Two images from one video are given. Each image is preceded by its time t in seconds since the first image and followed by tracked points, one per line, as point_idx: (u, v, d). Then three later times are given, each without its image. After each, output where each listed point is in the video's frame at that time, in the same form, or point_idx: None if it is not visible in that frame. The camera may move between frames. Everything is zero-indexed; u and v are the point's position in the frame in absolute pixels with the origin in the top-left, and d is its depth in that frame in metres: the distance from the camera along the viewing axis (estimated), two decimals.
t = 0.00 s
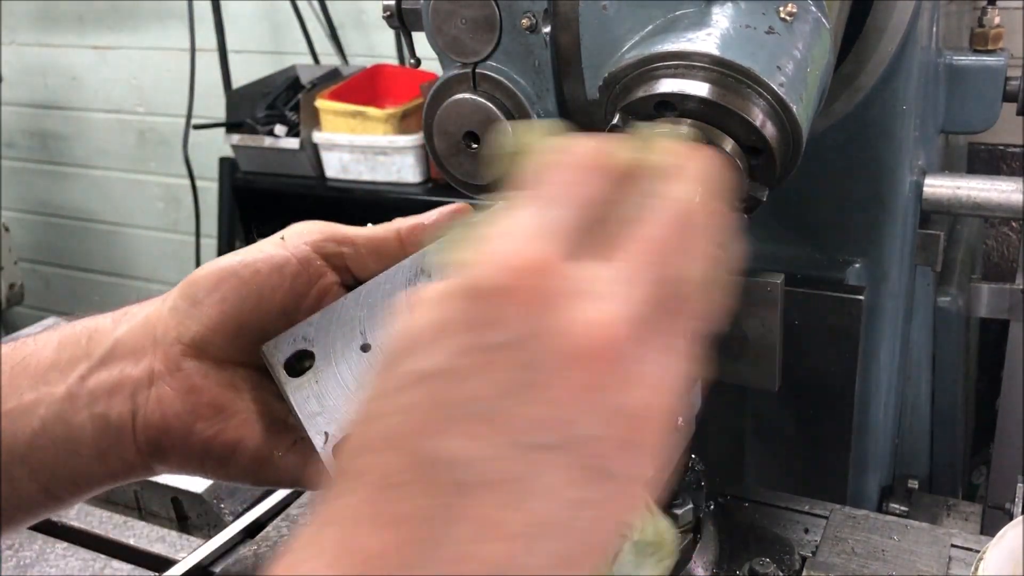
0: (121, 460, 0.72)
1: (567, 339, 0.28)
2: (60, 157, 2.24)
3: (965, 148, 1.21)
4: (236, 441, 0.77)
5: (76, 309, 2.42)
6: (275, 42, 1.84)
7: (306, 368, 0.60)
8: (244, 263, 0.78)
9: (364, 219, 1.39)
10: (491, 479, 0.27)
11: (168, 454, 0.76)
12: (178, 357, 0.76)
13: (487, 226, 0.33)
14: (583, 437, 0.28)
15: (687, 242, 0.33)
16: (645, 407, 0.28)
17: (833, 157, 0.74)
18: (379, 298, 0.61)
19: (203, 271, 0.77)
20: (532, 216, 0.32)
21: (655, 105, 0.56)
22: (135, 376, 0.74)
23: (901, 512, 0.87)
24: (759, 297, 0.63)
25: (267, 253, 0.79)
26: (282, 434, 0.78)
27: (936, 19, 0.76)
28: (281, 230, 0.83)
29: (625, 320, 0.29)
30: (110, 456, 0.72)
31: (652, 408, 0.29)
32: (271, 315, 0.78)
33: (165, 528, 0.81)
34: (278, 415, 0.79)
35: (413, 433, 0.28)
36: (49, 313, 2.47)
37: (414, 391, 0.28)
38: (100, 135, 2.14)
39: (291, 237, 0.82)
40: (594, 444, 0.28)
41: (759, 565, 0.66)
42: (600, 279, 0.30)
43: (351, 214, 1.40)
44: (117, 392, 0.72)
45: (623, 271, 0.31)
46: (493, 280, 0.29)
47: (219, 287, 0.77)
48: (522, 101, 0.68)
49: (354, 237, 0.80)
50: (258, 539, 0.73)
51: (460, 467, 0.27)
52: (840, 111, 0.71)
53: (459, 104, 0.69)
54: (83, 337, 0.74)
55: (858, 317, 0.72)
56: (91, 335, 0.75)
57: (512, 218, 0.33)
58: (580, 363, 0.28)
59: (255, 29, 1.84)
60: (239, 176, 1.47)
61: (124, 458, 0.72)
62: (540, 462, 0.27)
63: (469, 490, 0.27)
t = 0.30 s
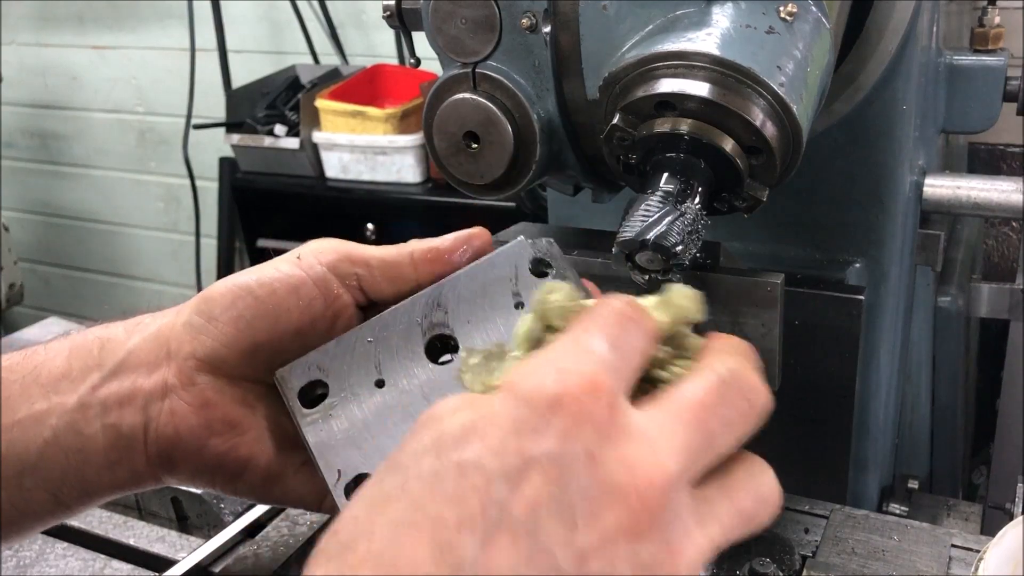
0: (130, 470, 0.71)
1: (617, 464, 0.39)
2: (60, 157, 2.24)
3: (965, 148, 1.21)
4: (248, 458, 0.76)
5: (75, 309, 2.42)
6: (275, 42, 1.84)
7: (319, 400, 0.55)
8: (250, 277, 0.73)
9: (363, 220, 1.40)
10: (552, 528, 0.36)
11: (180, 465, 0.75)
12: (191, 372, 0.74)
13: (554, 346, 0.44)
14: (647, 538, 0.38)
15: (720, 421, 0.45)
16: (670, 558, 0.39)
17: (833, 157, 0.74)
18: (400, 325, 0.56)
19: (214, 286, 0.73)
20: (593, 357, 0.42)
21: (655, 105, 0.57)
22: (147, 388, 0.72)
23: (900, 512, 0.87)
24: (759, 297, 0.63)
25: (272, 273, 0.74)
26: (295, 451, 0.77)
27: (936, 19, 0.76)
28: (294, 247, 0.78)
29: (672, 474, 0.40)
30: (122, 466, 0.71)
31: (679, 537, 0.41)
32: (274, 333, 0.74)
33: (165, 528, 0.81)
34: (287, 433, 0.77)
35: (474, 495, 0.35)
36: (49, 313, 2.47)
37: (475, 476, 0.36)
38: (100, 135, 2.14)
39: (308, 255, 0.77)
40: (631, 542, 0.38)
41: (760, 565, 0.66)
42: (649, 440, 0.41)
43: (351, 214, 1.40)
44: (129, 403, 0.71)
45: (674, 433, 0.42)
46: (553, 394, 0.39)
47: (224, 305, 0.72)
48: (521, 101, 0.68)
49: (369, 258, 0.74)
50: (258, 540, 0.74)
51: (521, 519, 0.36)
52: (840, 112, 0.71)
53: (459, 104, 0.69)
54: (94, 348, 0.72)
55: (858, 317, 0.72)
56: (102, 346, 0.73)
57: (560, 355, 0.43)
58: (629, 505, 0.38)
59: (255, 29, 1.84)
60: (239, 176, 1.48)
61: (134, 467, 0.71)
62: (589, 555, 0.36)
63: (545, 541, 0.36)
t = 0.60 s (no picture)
0: (138, 488, 0.69)
1: (537, 474, 0.35)
2: (59, 157, 2.24)
3: (965, 148, 1.21)
4: (253, 476, 0.73)
5: (76, 309, 2.42)
6: (275, 42, 1.84)
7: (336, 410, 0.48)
8: (257, 287, 0.67)
9: (363, 219, 1.40)
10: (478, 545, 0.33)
11: (185, 482, 0.72)
12: (194, 391, 0.70)
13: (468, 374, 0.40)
14: (578, 524, 0.35)
15: (637, 406, 0.42)
16: (598, 549, 0.35)
17: (833, 157, 0.74)
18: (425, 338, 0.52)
19: (213, 301, 0.67)
20: (510, 372, 0.40)
21: (655, 105, 0.57)
22: (152, 406, 0.69)
23: (900, 512, 0.87)
24: (758, 297, 0.63)
25: (266, 288, 0.66)
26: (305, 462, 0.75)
27: (936, 19, 0.76)
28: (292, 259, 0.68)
29: (594, 465, 0.36)
30: (133, 485, 0.69)
31: (613, 515, 0.36)
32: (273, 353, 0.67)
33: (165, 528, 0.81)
34: (296, 447, 0.75)
35: (388, 506, 0.34)
36: (49, 313, 2.47)
37: (459, 487, 0.35)
38: (100, 135, 2.14)
39: (300, 267, 0.66)
40: (540, 514, 0.34)
41: (759, 565, 0.66)
42: (560, 440, 0.37)
43: (351, 214, 1.40)
44: (136, 421, 0.68)
45: (577, 430, 0.38)
46: (463, 418, 0.37)
47: (223, 321, 0.66)
48: (522, 101, 0.68)
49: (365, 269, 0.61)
50: (259, 540, 0.73)
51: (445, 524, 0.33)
52: (839, 112, 0.71)
53: (459, 104, 0.69)
54: (98, 363, 0.68)
55: (858, 317, 0.72)
56: (107, 362, 0.69)
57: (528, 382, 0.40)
58: (537, 491, 0.35)
59: (255, 29, 1.84)
60: (240, 176, 1.48)
61: (142, 485, 0.69)
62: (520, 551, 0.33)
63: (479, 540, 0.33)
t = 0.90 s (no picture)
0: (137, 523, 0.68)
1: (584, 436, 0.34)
2: (60, 157, 2.24)
3: (965, 148, 1.21)
4: (242, 521, 0.70)
5: (76, 309, 2.42)
6: (275, 42, 1.84)
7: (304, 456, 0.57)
8: (217, 348, 0.63)
9: (363, 220, 1.40)
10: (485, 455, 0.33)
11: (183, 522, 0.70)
12: (183, 434, 0.67)
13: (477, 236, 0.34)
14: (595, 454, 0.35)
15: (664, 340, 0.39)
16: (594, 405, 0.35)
17: (833, 157, 0.74)
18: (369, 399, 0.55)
19: (196, 348, 0.64)
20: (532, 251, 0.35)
21: (655, 105, 0.57)
22: (149, 448, 0.66)
23: (900, 512, 0.87)
24: (759, 297, 0.63)
25: (233, 343, 0.62)
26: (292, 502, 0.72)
27: (936, 19, 0.76)
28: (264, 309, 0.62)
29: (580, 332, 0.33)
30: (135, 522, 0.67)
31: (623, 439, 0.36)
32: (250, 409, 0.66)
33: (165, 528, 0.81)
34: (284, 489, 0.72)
35: (398, 403, 0.34)
36: (49, 313, 2.47)
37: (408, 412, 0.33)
38: (101, 135, 2.14)
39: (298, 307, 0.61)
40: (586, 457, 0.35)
41: (759, 565, 0.66)
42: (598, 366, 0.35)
43: (351, 214, 1.40)
44: (134, 464, 0.66)
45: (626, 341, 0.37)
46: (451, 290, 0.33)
47: (206, 373, 0.63)
48: (522, 101, 0.68)
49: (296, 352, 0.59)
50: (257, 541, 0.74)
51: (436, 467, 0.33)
52: (839, 112, 0.71)
53: (460, 104, 0.69)
54: (95, 399, 0.65)
55: (858, 317, 0.72)
56: (105, 402, 0.65)
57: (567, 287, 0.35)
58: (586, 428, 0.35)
59: (255, 29, 1.84)
60: (240, 176, 1.48)
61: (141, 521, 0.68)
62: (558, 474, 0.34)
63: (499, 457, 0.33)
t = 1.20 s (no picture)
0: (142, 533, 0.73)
1: (655, 464, 0.32)
2: (59, 157, 2.24)
3: (965, 148, 1.21)
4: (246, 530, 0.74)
5: (76, 309, 2.42)
6: (275, 42, 1.84)
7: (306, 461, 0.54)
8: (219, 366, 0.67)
9: (363, 220, 1.40)
10: (563, 524, 0.31)
11: (186, 530, 0.75)
12: (185, 448, 0.73)
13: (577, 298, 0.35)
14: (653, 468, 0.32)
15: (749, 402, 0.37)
16: (699, 497, 0.32)
17: (833, 158, 0.74)
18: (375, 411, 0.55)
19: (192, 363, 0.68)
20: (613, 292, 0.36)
21: (655, 105, 0.57)
22: (148, 460, 0.72)
23: (900, 512, 0.87)
24: (759, 297, 0.63)
25: (233, 356, 0.66)
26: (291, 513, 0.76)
27: (936, 19, 0.76)
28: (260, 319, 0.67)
29: (691, 404, 0.33)
30: (137, 532, 0.73)
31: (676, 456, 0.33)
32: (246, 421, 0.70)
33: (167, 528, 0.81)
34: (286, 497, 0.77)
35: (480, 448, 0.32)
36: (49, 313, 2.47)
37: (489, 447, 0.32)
38: (101, 135, 2.14)
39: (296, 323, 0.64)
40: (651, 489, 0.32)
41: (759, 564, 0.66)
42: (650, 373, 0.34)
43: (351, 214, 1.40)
44: (134, 477, 0.72)
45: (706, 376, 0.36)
46: (552, 341, 0.33)
47: (204, 384, 0.68)
48: (521, 101, 0.68)
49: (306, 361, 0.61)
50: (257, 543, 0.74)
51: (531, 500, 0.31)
52: (840, 112, 0.71)
53: (460, 104, 0.69)
54: (99, 417, 0.73)
55: (857, 317, 0.72)
56: (107, 417, 0.73)
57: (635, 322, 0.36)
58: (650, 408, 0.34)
59: (255, 29, 1.85)
60: (240, 176, 1.48)
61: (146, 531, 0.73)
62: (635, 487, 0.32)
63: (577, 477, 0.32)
